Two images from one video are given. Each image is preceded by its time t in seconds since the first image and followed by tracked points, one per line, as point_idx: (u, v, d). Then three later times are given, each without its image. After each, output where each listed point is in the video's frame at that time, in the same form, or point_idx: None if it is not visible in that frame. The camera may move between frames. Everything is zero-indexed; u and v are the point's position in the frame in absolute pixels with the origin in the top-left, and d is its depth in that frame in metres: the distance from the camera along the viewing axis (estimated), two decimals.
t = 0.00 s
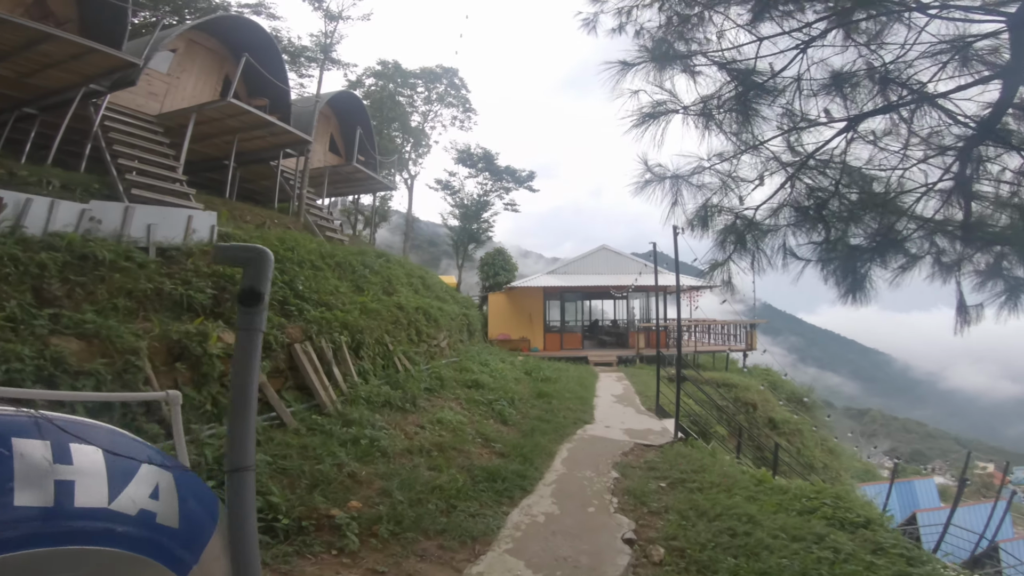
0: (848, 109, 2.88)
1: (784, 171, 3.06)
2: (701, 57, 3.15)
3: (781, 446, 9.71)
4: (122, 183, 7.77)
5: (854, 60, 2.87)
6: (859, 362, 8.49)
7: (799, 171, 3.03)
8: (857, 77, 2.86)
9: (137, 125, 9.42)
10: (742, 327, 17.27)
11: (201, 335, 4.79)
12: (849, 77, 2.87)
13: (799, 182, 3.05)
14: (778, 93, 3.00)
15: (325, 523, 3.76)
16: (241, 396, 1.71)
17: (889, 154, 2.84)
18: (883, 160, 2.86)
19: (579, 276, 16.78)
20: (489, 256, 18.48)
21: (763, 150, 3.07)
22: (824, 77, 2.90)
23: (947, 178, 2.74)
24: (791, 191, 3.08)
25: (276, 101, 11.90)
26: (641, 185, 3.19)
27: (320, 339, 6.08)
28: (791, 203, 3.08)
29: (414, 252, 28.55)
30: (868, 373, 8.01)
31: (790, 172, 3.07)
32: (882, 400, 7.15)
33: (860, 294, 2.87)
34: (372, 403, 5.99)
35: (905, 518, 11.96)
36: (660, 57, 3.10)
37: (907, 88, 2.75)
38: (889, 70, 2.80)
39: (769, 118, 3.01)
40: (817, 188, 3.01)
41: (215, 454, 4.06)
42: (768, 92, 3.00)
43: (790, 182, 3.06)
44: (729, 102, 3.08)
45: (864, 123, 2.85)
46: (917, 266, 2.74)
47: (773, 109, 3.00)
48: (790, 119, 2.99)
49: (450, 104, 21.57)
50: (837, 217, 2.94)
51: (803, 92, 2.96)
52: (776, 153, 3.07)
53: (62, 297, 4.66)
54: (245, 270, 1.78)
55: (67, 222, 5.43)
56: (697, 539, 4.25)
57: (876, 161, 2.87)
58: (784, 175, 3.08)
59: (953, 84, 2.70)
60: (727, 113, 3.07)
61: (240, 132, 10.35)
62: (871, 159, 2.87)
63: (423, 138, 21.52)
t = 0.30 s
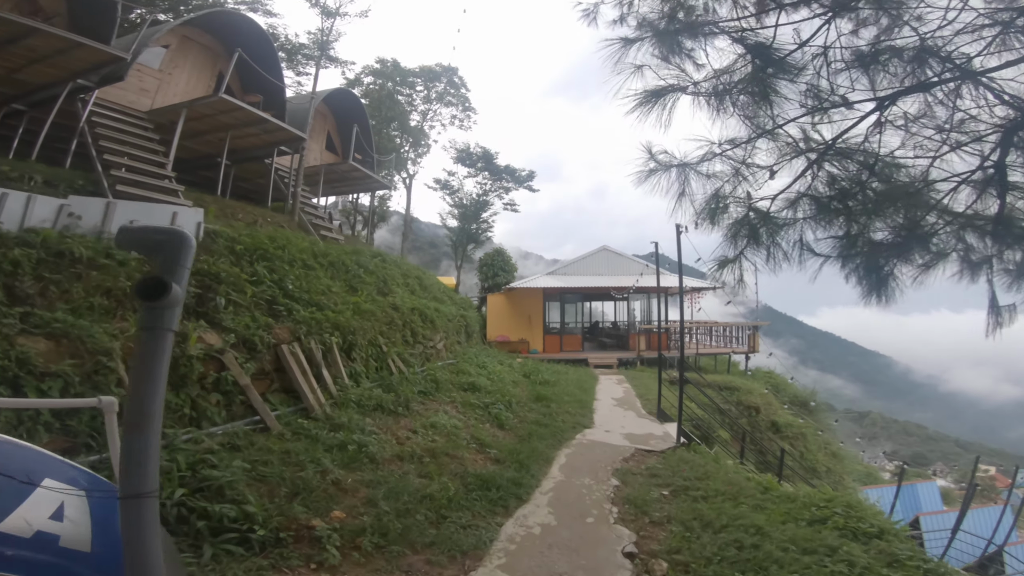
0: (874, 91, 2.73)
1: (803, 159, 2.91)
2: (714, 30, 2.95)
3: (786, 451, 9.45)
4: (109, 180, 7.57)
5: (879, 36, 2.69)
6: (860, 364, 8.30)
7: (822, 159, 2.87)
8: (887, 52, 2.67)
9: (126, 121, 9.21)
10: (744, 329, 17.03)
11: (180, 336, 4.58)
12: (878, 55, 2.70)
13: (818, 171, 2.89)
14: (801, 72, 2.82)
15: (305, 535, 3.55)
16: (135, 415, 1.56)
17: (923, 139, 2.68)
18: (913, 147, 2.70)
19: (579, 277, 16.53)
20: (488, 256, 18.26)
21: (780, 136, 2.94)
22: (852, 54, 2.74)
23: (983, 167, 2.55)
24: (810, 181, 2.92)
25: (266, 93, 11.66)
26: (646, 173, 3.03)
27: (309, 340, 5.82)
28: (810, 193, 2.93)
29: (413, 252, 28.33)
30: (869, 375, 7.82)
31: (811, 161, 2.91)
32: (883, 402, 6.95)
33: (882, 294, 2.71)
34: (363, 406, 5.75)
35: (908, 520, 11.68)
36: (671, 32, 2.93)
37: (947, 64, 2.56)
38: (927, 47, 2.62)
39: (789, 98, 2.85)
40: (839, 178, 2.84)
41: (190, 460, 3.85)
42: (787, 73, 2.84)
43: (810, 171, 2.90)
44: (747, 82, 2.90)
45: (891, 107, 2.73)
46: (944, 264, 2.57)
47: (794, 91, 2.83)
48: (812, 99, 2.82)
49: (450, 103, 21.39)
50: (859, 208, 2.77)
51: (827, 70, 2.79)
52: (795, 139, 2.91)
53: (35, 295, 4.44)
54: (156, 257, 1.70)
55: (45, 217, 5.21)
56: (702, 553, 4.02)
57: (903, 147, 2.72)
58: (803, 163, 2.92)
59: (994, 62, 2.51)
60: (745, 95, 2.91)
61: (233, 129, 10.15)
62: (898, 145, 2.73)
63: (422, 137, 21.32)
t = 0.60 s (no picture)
0: (925, 66, 2.52)
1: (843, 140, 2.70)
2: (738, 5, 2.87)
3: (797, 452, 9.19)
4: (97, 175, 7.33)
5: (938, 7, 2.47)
6: (861, 362, 8.10)
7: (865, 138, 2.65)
8: (952, 22, 2.44)
9: (116, 116, 8.97)
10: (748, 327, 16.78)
11: (164, 336, 4.36)
12: (934, 25, 2.47)
13: (859, 153, 2.67)
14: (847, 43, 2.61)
15: (295, 547, 3.32)
16: (10, 429, 1.47)
17: (978, 119, 2.45)
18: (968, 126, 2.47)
19: (582, 275, 16.26)
20: (490, 254, 18.01)
21: (817, 114, 2.75)
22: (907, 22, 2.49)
23: None
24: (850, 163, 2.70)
25: (263, 91, 11.51)
26: (665, 155, 2.99)
27: (304, 339, 5.57)
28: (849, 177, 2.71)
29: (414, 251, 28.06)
30: (871, 373, 7.63)
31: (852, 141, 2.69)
32: (885, 400, 6.76)
33: (924, 289, 2.49)
34: (360, 408, 5.51)
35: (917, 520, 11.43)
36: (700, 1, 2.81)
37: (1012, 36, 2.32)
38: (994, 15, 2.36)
39: (833, 72, 2.66)
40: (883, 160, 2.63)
41: (173, 467, 3.62)
42: (832, 42, 2.63)
43: (851, 152, 2.68)
44: (785, 53, 2.70)
45: (949, 82, 2.50)
46: (986, 256, 2.39)
47: (835, 65, 2.66)
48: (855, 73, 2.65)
49: (450, 99, 21.15)
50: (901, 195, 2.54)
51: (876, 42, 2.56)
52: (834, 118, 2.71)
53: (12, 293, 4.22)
54: (50, 227, 1.62)
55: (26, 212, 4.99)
56: (720, 564, 3.78)
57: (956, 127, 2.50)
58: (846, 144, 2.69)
59: None
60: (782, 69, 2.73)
61: (227, 124, 9.92)
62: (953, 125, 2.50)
63: (422, 134, 21.07)
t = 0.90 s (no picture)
0: (964, 48, 2.38)
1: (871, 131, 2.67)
2: None
3: (806, 454, 8.97)
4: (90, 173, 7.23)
5: None
6: (866, 360, 7.91)
7: (896, 128, 2.62)
8: None
9: (111, 113, 8.86)
10: (754, 326, 16.55)
11: (150, 337, 4.23)
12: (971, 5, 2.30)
13: (891, 143, 2.65)
14: (877, 27, 2.55)
15: (279, 558, 3.20)
16: None
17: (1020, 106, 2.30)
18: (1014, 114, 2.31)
19: (586, 272, 16.06)
20: (492, 252, 17.84)
21: (841, 103, 2.73)
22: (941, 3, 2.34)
23: None
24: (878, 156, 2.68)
25: (263, 87, 11.37)
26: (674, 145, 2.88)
27: (298, 340, 5.42)
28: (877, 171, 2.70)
29: (418, 248, 27.87)
30: (878, 372, 7.44)
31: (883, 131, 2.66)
32: (893, 400, 6.58)
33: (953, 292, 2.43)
34: (356, 411, 5.34)
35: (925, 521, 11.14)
36: None
37: None
38: None
39: (861, 59, 2.62)
40: (914, 153, 2.59)
41: (154, 473, 3.50)
42: (864, 21, 2.54)
43: (881, 143, 2.67)
44: (810, 42, 2.70)
45: (991, 66, 2.33)
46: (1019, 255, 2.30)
47: (864, 52, 2.61)
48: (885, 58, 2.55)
49: (452, 96, 20.99)
50: (927, 191, 2.54)
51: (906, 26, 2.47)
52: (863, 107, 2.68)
53: None
54: None
55: (12, 210, 4.89)
56: None
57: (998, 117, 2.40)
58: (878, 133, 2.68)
59: None
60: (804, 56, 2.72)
61: (224, 121, 9.79)
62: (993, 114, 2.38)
63: (425, 131, 20.93)
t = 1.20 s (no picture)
0: (981, 27, 2.26)
1: (880, 118, 2.58)
2: None
3: (811, 454, 8.80)
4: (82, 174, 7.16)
5: None
6: (872, 358, 7.77)
7: (908, 116, 2.53)
8: None
9: (103, 113, 8.80)
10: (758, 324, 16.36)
11: (135, 340, 4.13)
12: None
13: (903, 131, 2.56)
14: (887, 5, 2.43)
15: (262, 567, 3.12)
16: None
17: None
18: None
19: (587, 271, 15.92)
20: (493, 251, 17.72)
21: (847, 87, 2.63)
22: None
23: None
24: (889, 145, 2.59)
25: (256, 85, 11.26)
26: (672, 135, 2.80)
27: (290, 342, 5.31)
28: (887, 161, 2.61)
29: (420, 248, 27.75)
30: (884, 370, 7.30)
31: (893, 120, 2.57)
32: (899, 399, 6.43)
33: (971, 291, 2.36)
34: (350, 414, 5.22)
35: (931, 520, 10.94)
36: None
37: None
38: None
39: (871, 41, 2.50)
40: (928, 141, 2.50)
41: (136, 478, 3.42)
42: None
43: (893, 130, 2.56)
44: (816, 22, 2.58)
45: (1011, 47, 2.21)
46: None
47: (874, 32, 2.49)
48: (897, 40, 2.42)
49: (452, 94, 20.86)
50: (943, 184, 2.46)
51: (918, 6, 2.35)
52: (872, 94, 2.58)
53: None
54: None
55: None
56: None
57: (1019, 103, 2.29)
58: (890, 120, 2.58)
59: None
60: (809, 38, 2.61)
61: (219, 120, 9.71)
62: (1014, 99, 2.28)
63: (425, 131, 20.82)
